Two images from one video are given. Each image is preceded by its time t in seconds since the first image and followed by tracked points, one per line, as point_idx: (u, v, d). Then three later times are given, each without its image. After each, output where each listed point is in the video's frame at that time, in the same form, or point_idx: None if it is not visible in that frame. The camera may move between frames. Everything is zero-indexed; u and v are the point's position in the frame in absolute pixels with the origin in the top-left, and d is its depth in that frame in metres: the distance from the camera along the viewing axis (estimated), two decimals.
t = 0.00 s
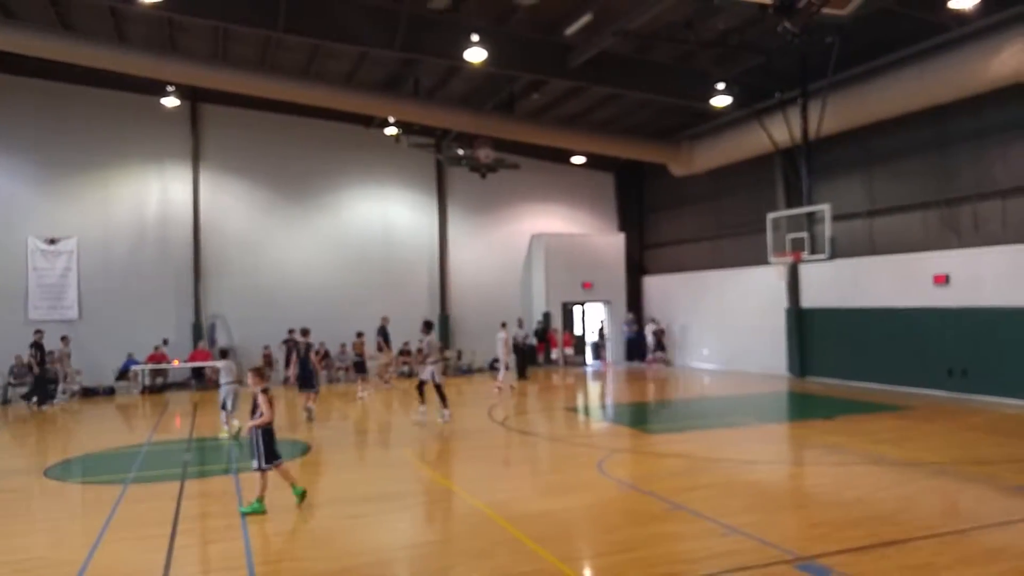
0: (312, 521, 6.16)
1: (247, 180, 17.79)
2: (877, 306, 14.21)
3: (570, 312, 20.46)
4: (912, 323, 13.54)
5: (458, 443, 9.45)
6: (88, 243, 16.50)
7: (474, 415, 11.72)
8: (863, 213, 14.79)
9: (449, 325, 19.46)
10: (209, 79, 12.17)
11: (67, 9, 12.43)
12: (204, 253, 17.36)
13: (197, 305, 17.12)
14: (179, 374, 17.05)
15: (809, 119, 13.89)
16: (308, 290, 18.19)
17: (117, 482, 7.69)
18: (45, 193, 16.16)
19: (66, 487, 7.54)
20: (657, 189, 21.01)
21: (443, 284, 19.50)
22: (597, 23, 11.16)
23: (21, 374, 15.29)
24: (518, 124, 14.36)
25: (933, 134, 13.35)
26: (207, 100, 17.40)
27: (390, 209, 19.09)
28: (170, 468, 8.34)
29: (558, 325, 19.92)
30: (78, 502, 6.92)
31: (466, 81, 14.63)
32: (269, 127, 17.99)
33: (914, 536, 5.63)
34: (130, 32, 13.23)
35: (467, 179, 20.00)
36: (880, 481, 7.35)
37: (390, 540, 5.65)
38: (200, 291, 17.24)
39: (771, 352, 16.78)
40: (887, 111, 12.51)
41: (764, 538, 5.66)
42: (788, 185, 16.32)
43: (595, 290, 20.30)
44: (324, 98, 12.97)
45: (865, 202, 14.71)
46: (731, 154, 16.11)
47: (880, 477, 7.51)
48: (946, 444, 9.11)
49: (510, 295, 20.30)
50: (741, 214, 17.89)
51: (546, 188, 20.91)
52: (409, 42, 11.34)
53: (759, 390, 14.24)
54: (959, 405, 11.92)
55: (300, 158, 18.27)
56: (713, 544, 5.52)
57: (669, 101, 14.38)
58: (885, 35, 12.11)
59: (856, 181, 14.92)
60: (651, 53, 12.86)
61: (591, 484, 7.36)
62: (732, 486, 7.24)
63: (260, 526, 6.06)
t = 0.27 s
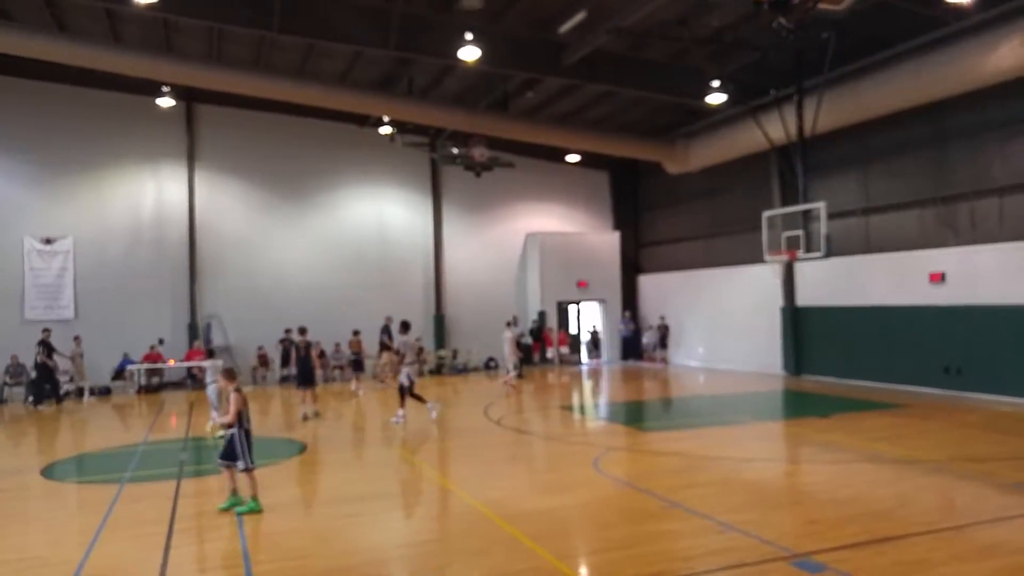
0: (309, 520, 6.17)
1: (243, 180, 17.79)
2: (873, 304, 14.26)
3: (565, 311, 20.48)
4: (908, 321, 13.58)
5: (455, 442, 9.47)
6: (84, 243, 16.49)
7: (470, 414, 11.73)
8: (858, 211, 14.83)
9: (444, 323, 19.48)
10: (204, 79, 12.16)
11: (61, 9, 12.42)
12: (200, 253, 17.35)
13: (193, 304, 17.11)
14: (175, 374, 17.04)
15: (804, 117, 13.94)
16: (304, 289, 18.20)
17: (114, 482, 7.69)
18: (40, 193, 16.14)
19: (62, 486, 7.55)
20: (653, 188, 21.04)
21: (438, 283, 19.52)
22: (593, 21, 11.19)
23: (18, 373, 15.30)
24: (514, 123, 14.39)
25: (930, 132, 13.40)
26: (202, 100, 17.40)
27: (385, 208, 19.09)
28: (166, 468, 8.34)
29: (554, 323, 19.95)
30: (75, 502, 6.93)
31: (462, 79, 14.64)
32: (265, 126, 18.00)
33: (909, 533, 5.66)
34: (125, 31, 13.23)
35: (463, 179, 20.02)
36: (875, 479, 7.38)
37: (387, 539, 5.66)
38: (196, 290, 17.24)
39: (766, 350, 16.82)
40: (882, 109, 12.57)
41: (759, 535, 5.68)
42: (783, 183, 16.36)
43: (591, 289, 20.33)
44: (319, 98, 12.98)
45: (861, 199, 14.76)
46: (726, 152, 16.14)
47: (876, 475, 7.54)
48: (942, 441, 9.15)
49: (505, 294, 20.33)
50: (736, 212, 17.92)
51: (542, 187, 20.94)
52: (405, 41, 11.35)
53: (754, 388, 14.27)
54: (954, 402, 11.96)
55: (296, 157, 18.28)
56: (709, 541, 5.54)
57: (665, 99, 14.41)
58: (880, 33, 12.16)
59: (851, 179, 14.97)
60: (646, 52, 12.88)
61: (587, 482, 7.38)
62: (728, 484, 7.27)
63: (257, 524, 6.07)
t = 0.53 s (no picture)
0: (314, 517, 6.24)
1: (237, 183, 17.81)
2: (870, 289, 14.30)
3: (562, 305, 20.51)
4: (906, 305, 13.63)
5: (456, 437, 9.52)
6: (82, 251, 16.51)
7: (469, 410, 11.78)
8: (854, 197, 14.88)
9: (441, 320, 19.52)
10: (196, 83, 12.17)
11: (52, 16, 12.42)
12: (197, 257, 17.38)
13: (191, 307, 17.15)
14: (176, 377, 17.08)
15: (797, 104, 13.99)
16: (301, 290, 18.23)
17: (119, 484, 7.75)
18: (37, 201, 16.14)
19: (67, 490, 7.59)
20: (647, 179, 21.07)
21: (435, 280, 19.56)
22: (583, 13, 11.21)
23: (22, 382, 15.32)
24: (507, 118, 14.41)
25: (923, 116, 13.44)
26: (194, 104, 17.40)
27: (379, 207, 19.12)
28: (171, 469, 8.38)
29: (551, 317, 19.99)
30: (81, 505, 6.97)
31: (453, 76, 14.66)
32: (258, 128, 18.01)
33: (908, 515, 5.72)
34: (118, 37, 13.24)
35: (457, 175, 20.04)
36: (875, 463, 7.43)
37: (392, 533, 5.72)
38: (194, 294, 17.27)
39: (764, 338, 16.88)
40: (875, 93, 12.61)
41: (760, 521, 5.74)
42: (777, 171, 16.40)
43: (586, 282, 20.37)
44: (310, 98, 12.99)
45: (856, 185, 14.80)
46: (719, 141, 16.17)
47: (875, 459, 7.59)
48: (939, 424, 9.21)
49: (502, 289, 20.37)
50: (731, 201, 17.95)
51: (536, 182, 20.96)
52: (395, 38, 11.37)
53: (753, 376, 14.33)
54: (953, 385, 12.02)
55: (289, 159, 18.29)
56: (710, 529, 5.60)
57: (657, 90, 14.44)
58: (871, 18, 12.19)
59: (845, 165, 15.02)
60: (636, 43, 12.91)
61: (588, 473, 7.44)
62: (728, 471, 7.32)
63: (262, 523, 6.12)
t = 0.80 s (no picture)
0: (317, 496, 6.33)
1: (235, 168, 17.82)
2: (869, 268, 14.35)
3: (560, 286, 20.58)
4: (905, 284, 13.69)
5: (456, 418, 9.62)
6: (82, 236, 16.57)
7: (469, 390, 11.88)
8: (853, 176, 14.90)
9: (440, 303, 19.59)
10: (193, 69, 12.18)
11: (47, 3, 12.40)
12: (196, 242, 17.44)
13: (191, 291, 17.23)
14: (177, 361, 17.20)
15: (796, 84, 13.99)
16: (301, 274, 18.30)
17: (124, 465, 7.86)
18: (36, 187, 16.19)
19: (73, 471, 7.70)
20: (644, 160, 21.06)
21: (433, 263, 19.61)
22: None
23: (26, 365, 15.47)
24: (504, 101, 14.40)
25: (923, 95, 13.44)
26: (191, 90, 17.39)
27: (377, 190, 19.13)
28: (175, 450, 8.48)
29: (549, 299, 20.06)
30: (87, 485, 7.08)
31: (449, 60, 14.64)
32: (255, 113, 18.00)
33: (904, 492, 5.80)
34: (113, 24, 13.21)
35: (455, 158, 20.04)
36: (871, 441, 7.51)
37: (393, 512, 5.81)
38: (194, 278, 17.35)
39: (761, 317, 16.97)
40: (873, 72, 12.60)
41: (757, 498, 5.82)
42: (775, 151, 16.40)
43: (584, 263, 20.43)
44: (308, 85, 13.00)
45: (855, 164, 14.82)
46: (716, 122, 16.17)
47: (872, 437, 7.68)
48: (937, 402, 9.28)
49: (500, 271, 20.41)
50: (729, 181, 17.96)
51: (534, 164, 20.96)
52: (390, 22, 11.35)
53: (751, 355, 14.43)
54: (950, 363, 12.10)
55: (287, 143, 18.29)
56: (707, 506, 5.68)
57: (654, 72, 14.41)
58: None
59: (845, 144, 15.02)
60: (632, 25, 12.87)
61: (588, 452, 7.53)
62: (726, 449, 7.41)
63: (265, 503, 6.22)
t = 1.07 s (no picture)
0: (315, 482, 6.35)
1: (240, 151, 17.76)
2: (874, 265, 14.30)
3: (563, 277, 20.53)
4: (910, 281, 13.64)
5: (456, 407, 9.61)
6: (88, 217, 16.55)
7: (469, 380, 11.87)
8: (859, 171, 14.79)
9: (442, 291, 19.57)
10: (198, 51, 12.11)
11: None
12: (200, 224, 17.40)
13: (195, 274, 17.22)
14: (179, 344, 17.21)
15: (803, 77, 13.89)
16: (304, 258, 18.27)
17: (125, 447, 7.89)
18: (42, 168, 16.17)
19: (74, 453, 7.72)
20: (650, 152, 20.96)
21: (436, 250, 19.56)
22: None
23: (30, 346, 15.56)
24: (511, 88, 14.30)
25: (931, 88, 13.34)
26: (197, 72, 17.32)
27: (381, 176, 19.06)
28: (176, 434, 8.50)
29: (552, 289, 20.02)
30: (87, 467, 7.09)
31: (455, 45, 14.55)
32: (260, 96, 17.93)
33: (904, 492, 5.79)
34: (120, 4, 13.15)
35: (460, 146, 19.96)
36: (872, 439, 7.51)
37: (392, 500, 5.81)
38: (197, 260, 17.32)
39: (764, 313, 16.93)
40: (883, 67, 12.48)
41: (756, 495, 5.81)
42: (781, 145, 16.31)
43: (588, 254, 20.39)
44: (312, 67, 12.92)
45: (861, 159, 14.72)
46: (723, 114, 16.06)
47: (872, 436, 7.66)
48: (938, 401, 9.25)
49: (504, 260, 20.37)
50: (734, 175, 17.88)
51: (539, 154, 20.88)
52: (398, 7, 11.27)
53: (753, 351, 14.40)
54: (953, 362, 12.07)
55: (292, 127, 18.22)
56: (705, 501, 5.68)
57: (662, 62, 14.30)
58: None
59: (851, 138, 14.93)
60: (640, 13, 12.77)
61: (587, 445, 7.53)
62: (725, 445, 7.40)
63: (264, 487, 6.23)
